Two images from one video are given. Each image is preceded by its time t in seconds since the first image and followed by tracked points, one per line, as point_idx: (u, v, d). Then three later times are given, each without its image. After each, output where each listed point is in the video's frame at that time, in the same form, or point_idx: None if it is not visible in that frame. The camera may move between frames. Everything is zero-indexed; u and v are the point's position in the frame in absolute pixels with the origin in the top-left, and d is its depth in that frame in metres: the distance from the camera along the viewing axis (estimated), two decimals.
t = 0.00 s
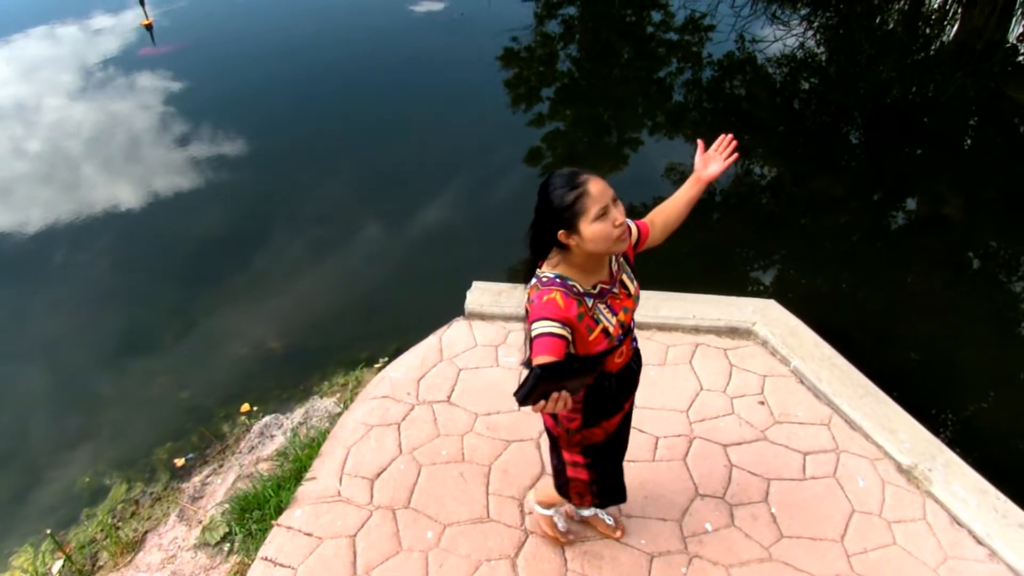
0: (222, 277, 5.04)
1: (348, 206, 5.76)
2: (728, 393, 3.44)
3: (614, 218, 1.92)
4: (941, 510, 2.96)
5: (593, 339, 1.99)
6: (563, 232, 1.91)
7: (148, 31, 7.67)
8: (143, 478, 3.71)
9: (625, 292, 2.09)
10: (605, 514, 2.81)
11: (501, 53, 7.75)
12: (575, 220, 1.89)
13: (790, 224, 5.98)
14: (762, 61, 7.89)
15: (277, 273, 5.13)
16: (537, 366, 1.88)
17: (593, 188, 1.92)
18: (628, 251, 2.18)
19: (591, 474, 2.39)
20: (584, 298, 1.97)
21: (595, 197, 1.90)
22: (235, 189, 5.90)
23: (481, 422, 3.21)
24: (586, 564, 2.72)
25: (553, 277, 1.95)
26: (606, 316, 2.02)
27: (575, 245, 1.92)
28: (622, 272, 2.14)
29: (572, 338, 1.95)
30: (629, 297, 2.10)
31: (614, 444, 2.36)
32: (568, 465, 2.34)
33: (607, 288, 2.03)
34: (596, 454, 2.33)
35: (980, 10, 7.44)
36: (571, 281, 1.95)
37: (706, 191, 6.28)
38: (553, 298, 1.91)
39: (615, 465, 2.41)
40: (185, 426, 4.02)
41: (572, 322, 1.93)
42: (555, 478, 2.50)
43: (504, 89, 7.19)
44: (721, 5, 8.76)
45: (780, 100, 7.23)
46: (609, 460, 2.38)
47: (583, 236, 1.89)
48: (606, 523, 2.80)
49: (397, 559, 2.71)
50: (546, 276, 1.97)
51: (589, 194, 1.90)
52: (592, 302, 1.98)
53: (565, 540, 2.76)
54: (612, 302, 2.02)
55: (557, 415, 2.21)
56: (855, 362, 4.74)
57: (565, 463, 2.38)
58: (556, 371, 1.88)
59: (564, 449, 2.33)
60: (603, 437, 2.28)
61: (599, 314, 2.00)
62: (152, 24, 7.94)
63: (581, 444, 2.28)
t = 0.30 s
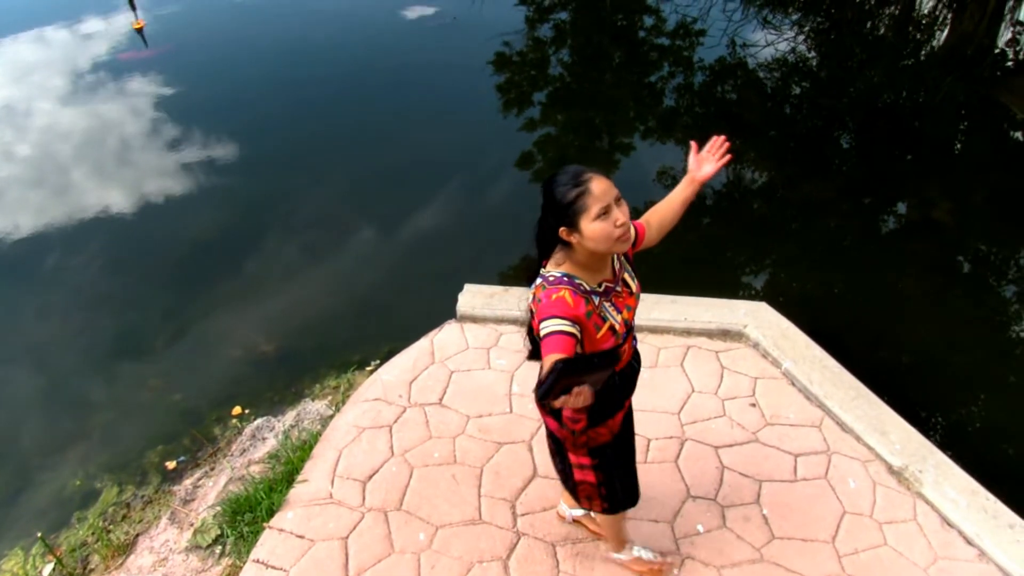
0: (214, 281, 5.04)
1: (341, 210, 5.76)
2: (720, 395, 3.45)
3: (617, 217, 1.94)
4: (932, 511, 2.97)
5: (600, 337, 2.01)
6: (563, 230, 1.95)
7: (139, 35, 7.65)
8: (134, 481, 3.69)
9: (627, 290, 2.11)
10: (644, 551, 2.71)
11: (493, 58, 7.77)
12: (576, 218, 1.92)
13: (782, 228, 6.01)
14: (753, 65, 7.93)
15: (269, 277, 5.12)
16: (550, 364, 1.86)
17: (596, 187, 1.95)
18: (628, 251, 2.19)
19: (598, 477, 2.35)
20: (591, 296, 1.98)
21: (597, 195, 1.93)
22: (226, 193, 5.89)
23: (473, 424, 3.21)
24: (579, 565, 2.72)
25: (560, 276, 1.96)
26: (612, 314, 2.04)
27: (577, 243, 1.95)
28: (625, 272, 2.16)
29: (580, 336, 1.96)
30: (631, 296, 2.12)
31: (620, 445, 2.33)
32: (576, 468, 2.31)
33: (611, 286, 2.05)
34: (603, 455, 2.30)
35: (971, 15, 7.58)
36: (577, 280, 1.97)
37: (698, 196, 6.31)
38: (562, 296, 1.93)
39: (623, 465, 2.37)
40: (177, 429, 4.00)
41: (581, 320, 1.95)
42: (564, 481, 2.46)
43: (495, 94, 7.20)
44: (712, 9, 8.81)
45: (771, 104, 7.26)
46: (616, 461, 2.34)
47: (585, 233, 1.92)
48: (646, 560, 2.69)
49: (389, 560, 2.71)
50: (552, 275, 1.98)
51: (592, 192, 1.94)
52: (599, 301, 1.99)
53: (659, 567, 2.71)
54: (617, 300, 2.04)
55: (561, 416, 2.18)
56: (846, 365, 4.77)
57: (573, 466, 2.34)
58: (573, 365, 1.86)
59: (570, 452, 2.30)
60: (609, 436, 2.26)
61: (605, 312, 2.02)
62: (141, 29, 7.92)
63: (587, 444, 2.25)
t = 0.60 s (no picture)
0: (209, 280, 5.03)
1: (334, 208, 5.75)
2: (715, 389, 3.44)
3: (628, 212, 1.94)
4: (928, 504, 2.97)
5: (613, 339, 1.99)
6: (576, 231, 1.92)
7: (130, 35, 7.63)
8: (129, 479, 3.68)
9: (635, 291, 2.10)
10: (655, 550, 2.68)
11: (486, 55, 7.75)
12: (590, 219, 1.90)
13: (777, 224, 6.02)
14: (747, 61, 7.92)
15: (264, 276, 5.11)
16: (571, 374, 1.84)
17: (603, 184, 1.94)
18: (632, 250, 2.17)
19: (604, 484, 2.33)
20: (601, 297, 1.98)
21: (607, 193, 1.92)
22: (219, 192, 5.88)
23: (468, 420, 3.20)
24: (574, 561, 2.71)
25: (570, 279, 1.96)
26: (622, 315, 2.02)
27: (591, 244, 1.94)
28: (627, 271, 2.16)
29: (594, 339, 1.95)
30: (640, 296, 2.10)
31: (628, 452, 2.33)
32: (584, 476, 2.28)
33: (620, 287, 2.04)
34: (611, 463, 2.28)
35: (966, 8, 7.52)
36: (587, 282, 1.97)
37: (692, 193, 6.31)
38: (574, 299, 1.92)
39: (629, 474, 2.36)
40: (172, 428, 4.00)
41: (594, 322, 1.93)
42: (566, 492, 2.44)
43: (489, 91, 7.19)
44: (706, 5, 8.80)
45: (765, 99, 7.26)
46: (622, 470, 2.33)
47: (601, 233, 1.90)
48: (659, 560, 2.67)
49: (384, 557, 2.71)
50: (561, 279, 1.97)
51: (602, 191, 1.92)
52: (609, 302, 1.99)
53: (672, 565, 2.70)
54: (626, 301, 2.03)
55: (573, 421, 2.17)
56: (841, 359, 4.78)
57: (580, 475, 2.32)
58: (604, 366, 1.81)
59: (579, 459, 2.27)
60: (619, 444, 2.24)
61: (615, 314, 2.01)
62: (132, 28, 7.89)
63: (597, 451, 2.23)
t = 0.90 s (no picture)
0: (208, 278, 5.03)
1: (332, 204, 5.75)
2: (713, 381, 3.45)
3: (647, 217, 1.93)
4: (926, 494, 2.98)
5: (636, 342, 1.99)
6: (593, 233, 1.93)
7: (127, 32, 7.60)
8: (128, 476, 3.68)
9: (654, 292, 2.11)
10: (653, 543, 2.68)
11: (483, 50, 7.73)
12: (608, 220, 1.90)
13: (775, 218, 6.02)
14: (744, 55, 7.91)
15: (263, 274, 5.11)
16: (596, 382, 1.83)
17: (624, 187, 1.93)
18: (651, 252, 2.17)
19: (625, 491, 2.35)
20: (623, 300, 1.98)
21: (627, 196, 1.91)
22: (217, 189, 5.87)
23: (466, 413, 3.20)
24: (573, 553, 2.72)
25: (591, 283, 1.95)
26: (643, 318, 2.03)
27: (607, 246, 1.94)
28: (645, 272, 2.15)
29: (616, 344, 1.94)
30: (659, 298, 2.11)
31: (648, 458, 2.34)
32: (605, 482, 2.29)
33: (639, 289, 2.05)
34: (633, 469, 2.30)
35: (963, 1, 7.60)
36: (608, 285, 1.97)
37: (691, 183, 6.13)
38: (596, 304, 1.91)
39: (649, 479, 2.38)
40: (170, 424, 4.00)
41: (616, 327, 1.93)
42: (585, 498, 2.45)
43: (487, 86, 7.18)
44: None
45: (763, 93, 7.24)
46: (642, 476, 2.35)
47: (616, 236, 1.90)
48: (659, 554, 2.67)
49: (383, 550, 2.71)
50: (581, 283, 1.96)
51: (622, 193, 1.92)
52: (631, 305, 1.98)
53: (670, 559, 2.70)
54: (647, 303, 2.04)
55: (595, 428, 2.18)
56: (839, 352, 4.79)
57: (601, 481, 2.33)
58: (628, 375, 1.78)
59: (601, 465, 2.28)
60: (641, 449, 2.25)
61: (638, 316, 2.01)
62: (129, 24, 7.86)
63: (620, 457, 2.25)
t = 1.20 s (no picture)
0: (201, 279, 5.03)
1: (324, 204, 5.75)
2: (706, 374, 3.46)
3: (665, 224, 1.94)
4: (918, 485, 3.00)
5: (653, 350, 2.00)
6: (612, 240, 1.91)
7: (119, 33, 7.59)
8: (121, 475, 3.68)
9: (666, 296, 2.12)
10: (647, 537, 2.69)
11: (476, 49, 7.73)
12: (628, 227, 1.89)
13: (768, 214, 6.03)
14: (737, 52, 7.91)
15: (258, 275, 5.10)
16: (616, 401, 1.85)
17: (644, 193, 1.93)
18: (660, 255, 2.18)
19: (639, 496, 2.37)
20: (639, 309, 1.98)
21: (648, 202, 1.91)
22: (210, 190, 5.87)
23: (459, 409, 3.20)
24: (567, 547, 2.72)
25: (607, 293, 1.95)
26: (659, 324, 2.04)
27: (625, 253, 1.93)
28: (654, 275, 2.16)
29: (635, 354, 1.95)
30: (671, 301, 2.12)
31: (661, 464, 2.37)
32: (622, 490, 2.31)
33: (652, 294, 2.05)
34: (648, 475, 2.32)
35: None
36: (624, 294, 1.97)
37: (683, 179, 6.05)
38: (614, 316, 1.91)
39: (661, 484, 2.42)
40: (164, 424, 4.00)
41: (634, 337, 1.94)
42: (597, 506, 2.46)
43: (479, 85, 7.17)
44: None
45: (756, 90, 7.25)
46: (655, 481, 2.38)
47: (637, 243, 1.89)
48: (653, 547, 2.68)
49: (377, 546, 2.71)
50: (597, 293, 1.97)
51: (643, 199, 1.91)
52: (647, 313, 2.00)
53: (663, 554, 2.70)
54: (661, 309, 2.05)
55: (614, 436, 2.19)
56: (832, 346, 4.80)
57: (617, 490, 2.34)
58: (651, 387, 1.81)
59: (617, 473, 2.29)
60: (657, 455, 2.28)
61: (653, 323, 2.02)
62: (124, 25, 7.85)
63: (637, 464, 2.26)
